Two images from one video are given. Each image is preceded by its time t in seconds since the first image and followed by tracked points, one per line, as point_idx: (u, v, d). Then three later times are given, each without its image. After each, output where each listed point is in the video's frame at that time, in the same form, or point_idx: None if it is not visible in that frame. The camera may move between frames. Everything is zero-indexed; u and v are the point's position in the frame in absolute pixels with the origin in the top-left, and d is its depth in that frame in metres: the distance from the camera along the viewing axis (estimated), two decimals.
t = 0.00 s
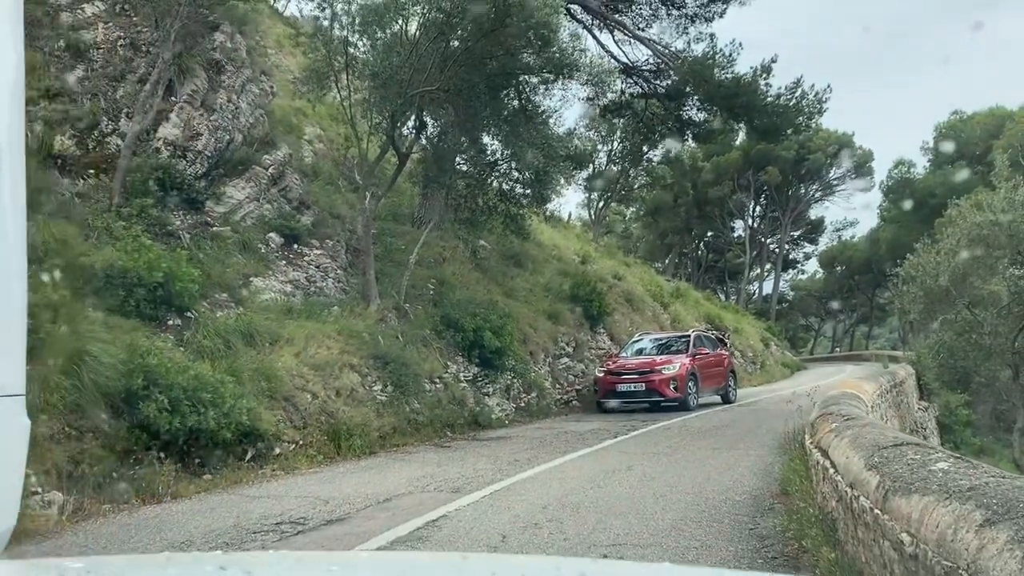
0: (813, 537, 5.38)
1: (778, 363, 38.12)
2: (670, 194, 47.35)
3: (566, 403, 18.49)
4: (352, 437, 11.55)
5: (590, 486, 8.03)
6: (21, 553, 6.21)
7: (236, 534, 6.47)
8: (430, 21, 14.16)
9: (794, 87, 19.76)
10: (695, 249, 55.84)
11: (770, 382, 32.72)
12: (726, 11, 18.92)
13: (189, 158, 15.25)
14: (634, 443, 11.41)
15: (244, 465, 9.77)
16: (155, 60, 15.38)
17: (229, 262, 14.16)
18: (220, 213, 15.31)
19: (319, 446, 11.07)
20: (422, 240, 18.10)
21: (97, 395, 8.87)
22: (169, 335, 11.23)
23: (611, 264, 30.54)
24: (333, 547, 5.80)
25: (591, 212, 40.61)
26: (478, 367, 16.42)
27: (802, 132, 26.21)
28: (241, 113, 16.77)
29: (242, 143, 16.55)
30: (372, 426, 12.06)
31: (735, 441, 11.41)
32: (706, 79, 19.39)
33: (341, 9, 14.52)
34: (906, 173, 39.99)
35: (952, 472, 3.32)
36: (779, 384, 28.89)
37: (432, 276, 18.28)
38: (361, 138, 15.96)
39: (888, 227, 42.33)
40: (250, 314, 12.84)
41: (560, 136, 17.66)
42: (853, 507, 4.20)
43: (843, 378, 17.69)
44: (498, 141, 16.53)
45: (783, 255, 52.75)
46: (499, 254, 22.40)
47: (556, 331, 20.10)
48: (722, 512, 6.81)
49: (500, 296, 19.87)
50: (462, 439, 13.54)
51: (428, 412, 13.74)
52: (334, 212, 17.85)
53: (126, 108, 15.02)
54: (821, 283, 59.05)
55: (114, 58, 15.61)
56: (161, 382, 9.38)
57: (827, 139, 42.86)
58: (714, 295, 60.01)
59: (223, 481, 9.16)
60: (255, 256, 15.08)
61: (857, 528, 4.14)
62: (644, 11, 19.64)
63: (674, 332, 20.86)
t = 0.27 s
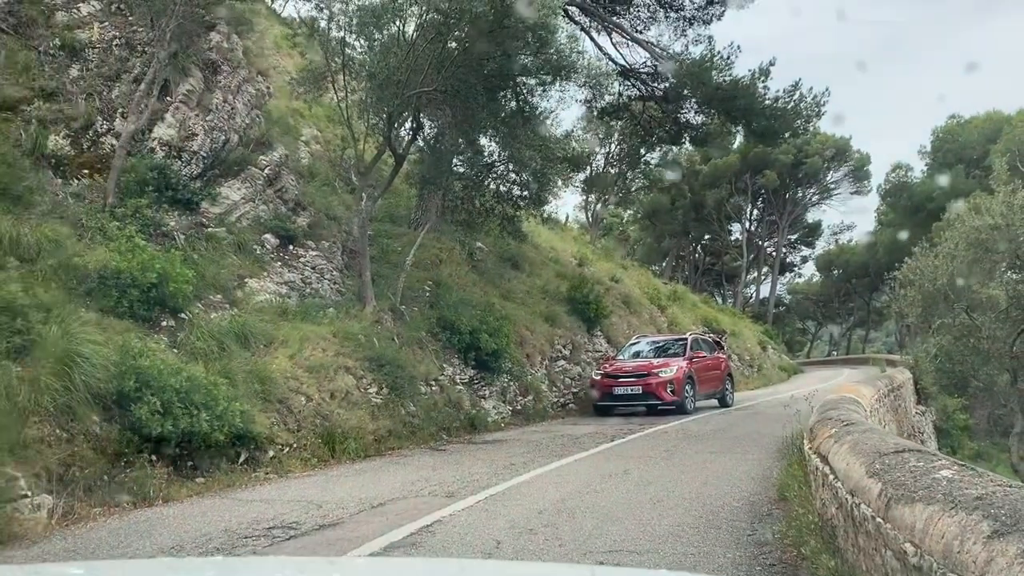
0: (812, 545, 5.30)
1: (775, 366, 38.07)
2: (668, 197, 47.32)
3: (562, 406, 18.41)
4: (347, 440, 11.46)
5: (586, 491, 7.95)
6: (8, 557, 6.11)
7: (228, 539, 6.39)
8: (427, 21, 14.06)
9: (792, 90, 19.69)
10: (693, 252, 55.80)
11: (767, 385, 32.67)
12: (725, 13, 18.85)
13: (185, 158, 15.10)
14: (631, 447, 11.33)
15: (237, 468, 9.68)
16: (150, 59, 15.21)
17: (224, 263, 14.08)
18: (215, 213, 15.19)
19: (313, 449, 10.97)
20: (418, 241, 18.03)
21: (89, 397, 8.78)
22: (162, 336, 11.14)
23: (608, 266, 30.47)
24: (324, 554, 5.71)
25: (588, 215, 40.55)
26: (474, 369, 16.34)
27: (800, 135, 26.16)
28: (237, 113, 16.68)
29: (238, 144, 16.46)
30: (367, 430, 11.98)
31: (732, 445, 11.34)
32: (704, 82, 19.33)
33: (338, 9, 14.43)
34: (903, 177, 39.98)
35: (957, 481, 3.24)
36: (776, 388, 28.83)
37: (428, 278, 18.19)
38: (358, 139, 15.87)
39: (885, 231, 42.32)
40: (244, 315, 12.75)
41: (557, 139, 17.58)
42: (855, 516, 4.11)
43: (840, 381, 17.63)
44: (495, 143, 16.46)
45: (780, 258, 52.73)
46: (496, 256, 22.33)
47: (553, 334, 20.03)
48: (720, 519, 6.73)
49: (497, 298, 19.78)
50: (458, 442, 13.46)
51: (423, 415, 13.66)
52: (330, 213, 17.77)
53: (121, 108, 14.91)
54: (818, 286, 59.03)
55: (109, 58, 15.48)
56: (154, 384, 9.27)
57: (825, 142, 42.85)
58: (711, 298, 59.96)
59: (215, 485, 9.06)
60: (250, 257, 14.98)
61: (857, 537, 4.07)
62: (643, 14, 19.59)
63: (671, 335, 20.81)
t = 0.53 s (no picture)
0: (812, 550, 5.22)
1: (772, 368, 38.01)
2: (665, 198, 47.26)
3: (559, 408, 18.32)
4: (341, 442, 11.36)
5: (583, 494, 7.87)
6: None
7: (220, 541, 6.31)
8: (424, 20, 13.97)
9: (791, 92, 19.63)
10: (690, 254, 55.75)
11: (764, 387, 32.60)
12: (724, 15, 18.78)
13: (180, 157, 15.03)
14: (628, 450, 11.25)
15: (230, 470, 9.58)
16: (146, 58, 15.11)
17: (219, 263, 13.99)
18: (210, 213, 15.09)
19: (307, 451, 10.87)
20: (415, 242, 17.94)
21: (81, 398, 8.68)
22: (156, 336, 11.05)
23: (605, 268, 30.38)
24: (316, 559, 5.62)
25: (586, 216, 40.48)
26: (471, 371, 16.24)
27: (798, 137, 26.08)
28: (234, 112, 16.58)
29: (234, 143, 16.36)
30: (362, 431, 11.89)
31: (730, 447, 11.25)
32: (702, 83, 19.26)
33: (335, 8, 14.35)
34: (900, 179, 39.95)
35: (963, 487, 3.15)
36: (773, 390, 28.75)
37: (425, 279, 18.10)
38: (354, 138, 15.78)
39: (883, 233, 42.28)
40: (239, 315, 12.66)
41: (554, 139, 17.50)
42: (856, 521, 4.03)
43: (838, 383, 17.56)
44: (492, 143, 16.38)
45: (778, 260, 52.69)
46: (493, 257, 22.24)
47: (550, 335, 19.94)
48: (718, 522, 6.65)
49: (494, 299, 19.70)
50: (454, 444, 13.36)
51: (419, 416, 13.56)
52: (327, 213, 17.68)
53: (116, 106, 14.81)
54: (816, 289, 58.98)
55: (105, 56, 15.30)
56: (147, 385, 9.16)
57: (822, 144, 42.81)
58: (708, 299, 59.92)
59: (208, 487, 8.97)
60: (246, 257, 14.88)
61: (860, 541, 3.99)
62: (641, 15, 19.52)
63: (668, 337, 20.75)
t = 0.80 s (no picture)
0: (813, 555, 5.14)
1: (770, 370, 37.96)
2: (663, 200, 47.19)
3: (557, 409, 18.25)
4: (337, 442, 11.28)
5: (580, 496, 7.79)
6: None
7: (212, 543, 6.23)
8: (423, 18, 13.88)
9: (790, 93, 19.55)
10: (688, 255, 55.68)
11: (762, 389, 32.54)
12: (723, 15, 18.71)
13: (177, 155, 14.95)
14: (626, 451, 11.17)
15: (224, 469, 9.50)
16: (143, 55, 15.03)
17: (215, 261, 13.91)
18: (207, 211, 15.01)
19: (303, 451, 10.79)
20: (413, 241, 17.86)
21: (74, 397, 8.61)
22: (150, 335, 10.97)
23: (603, 269, 30.30)
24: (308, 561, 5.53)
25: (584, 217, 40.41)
26: (468, 371, 16.16)
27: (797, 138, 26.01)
28: (231, 110, 16.50)
29: (231, 141, 16.27)
30: (358, 432, 11.81)
31: (729, 449, 11.17)
32: (701, 83, 19.19)
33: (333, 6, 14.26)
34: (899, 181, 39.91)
35: (970, 494, 3.07)
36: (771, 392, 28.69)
37: (423, 278, 18.02)
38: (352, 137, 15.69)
39: (881, 235, 42.23)
40: (235, 314, 12.58)
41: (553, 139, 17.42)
42: (859, 526, 3.96)
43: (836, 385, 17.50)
44: (490, 143, 16.30)
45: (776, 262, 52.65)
46: (491, 257, 22.15)
47: (548, 336, 19.87)
48: (716, 526, 6.58)
49: (492, 299, 19.62)
50: (451, 444, 13.28)
51: (415, 417, 13.48)
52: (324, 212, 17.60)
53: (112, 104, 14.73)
54: (814, 290, 58.93)
55: (101, 53, 15.21)
56: (141, 384, 9.08)
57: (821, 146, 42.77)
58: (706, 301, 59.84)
59: (202, 487, 8.89)
60: (242, 256, 14.80)
61: (862, 545, 3.92)
62: (641, 15, 19.45)
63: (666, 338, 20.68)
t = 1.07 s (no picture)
0: (817, 561, 5.03)
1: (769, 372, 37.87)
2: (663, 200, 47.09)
3: (555, 410, 18.14)
4: (334, 442, 11.17)
5: (579, 499, 7.67)
6: None
7: (204, 545, 6.12)
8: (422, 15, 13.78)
9: (792, 93, 19.45)
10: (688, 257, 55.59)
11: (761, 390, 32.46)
12: (724, 15, 18.61)
13: (174, 153, 14.85)
14: (625, 453, 11.06)
15: (219, 470, 9.39)
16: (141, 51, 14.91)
17: (212, 260, 13.81)
18: (204, 209, 14.90)
19: (299, 451, 10.68)
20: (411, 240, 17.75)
21: (67, 396, 8.50)
22: (145, 334, 10.84)
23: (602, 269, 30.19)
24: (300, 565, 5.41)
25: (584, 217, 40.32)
26: (467, 371, 16.06)
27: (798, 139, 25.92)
28: (229, 107, 16.37)
29: (228, 139, 16.15)
30: (354, 432, 11.71)
31: (729, 452, 11.05)
32: (702, 83, 19.08)
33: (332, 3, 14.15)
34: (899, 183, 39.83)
35: (986, 501, 2.96)
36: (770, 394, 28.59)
37: (421, 278, 17.91)
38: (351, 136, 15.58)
39: (881, 237, 42.15)
40: (231, 313, 12.46)
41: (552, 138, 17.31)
42: (867, 534, 3.85)
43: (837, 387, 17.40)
44: (489, 142, 16.19)
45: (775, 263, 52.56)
46: (490, 257, 22.03)
47: (547, 336, 19.76)
48: (717, 530, 6.47)
49: (490, 299, 19.52)
50: (449, 445, 13.17)
51: (413, 417, 13.38)
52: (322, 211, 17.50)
53: (109, 100, 14.62)
54: (813, 292, 58.85)
55: (98, 49, 15.09)
56: (135, 383, 8.96)
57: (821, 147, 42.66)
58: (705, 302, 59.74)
59: (196, 488, 8.78)
60: (239, 254, 14.69)
61: (869, 553, 3.81)
62: (642, 14, 19.35)
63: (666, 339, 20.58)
